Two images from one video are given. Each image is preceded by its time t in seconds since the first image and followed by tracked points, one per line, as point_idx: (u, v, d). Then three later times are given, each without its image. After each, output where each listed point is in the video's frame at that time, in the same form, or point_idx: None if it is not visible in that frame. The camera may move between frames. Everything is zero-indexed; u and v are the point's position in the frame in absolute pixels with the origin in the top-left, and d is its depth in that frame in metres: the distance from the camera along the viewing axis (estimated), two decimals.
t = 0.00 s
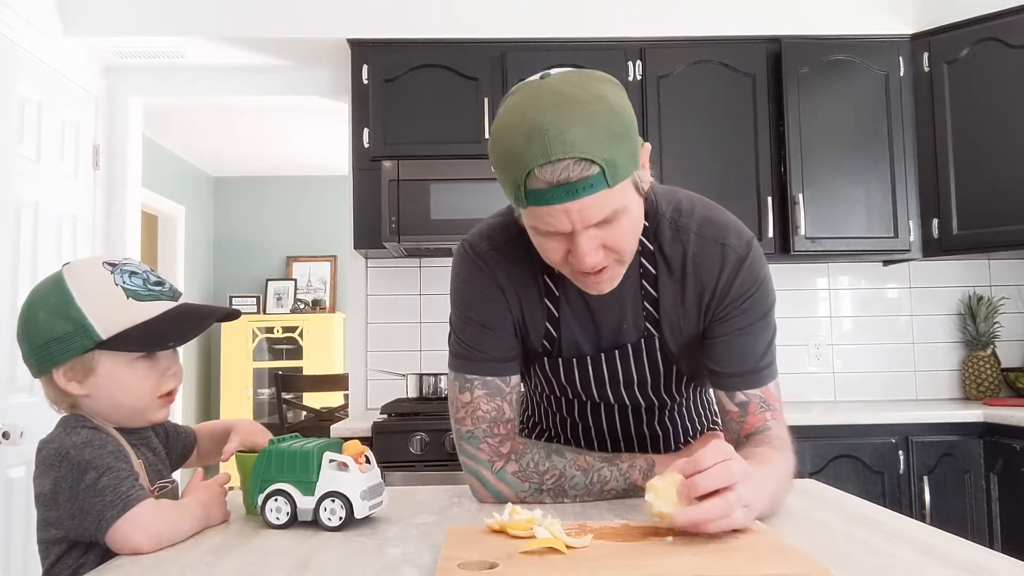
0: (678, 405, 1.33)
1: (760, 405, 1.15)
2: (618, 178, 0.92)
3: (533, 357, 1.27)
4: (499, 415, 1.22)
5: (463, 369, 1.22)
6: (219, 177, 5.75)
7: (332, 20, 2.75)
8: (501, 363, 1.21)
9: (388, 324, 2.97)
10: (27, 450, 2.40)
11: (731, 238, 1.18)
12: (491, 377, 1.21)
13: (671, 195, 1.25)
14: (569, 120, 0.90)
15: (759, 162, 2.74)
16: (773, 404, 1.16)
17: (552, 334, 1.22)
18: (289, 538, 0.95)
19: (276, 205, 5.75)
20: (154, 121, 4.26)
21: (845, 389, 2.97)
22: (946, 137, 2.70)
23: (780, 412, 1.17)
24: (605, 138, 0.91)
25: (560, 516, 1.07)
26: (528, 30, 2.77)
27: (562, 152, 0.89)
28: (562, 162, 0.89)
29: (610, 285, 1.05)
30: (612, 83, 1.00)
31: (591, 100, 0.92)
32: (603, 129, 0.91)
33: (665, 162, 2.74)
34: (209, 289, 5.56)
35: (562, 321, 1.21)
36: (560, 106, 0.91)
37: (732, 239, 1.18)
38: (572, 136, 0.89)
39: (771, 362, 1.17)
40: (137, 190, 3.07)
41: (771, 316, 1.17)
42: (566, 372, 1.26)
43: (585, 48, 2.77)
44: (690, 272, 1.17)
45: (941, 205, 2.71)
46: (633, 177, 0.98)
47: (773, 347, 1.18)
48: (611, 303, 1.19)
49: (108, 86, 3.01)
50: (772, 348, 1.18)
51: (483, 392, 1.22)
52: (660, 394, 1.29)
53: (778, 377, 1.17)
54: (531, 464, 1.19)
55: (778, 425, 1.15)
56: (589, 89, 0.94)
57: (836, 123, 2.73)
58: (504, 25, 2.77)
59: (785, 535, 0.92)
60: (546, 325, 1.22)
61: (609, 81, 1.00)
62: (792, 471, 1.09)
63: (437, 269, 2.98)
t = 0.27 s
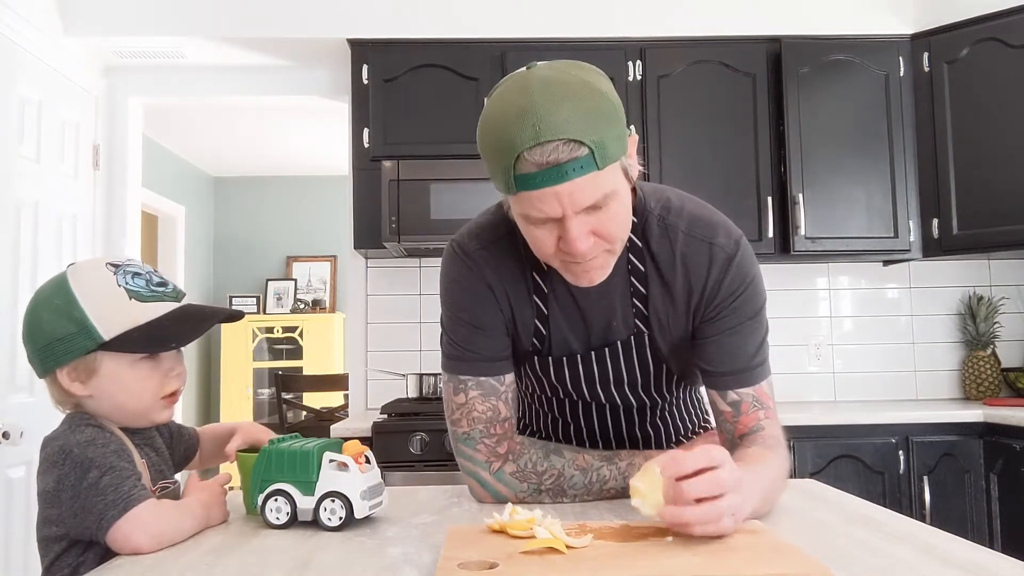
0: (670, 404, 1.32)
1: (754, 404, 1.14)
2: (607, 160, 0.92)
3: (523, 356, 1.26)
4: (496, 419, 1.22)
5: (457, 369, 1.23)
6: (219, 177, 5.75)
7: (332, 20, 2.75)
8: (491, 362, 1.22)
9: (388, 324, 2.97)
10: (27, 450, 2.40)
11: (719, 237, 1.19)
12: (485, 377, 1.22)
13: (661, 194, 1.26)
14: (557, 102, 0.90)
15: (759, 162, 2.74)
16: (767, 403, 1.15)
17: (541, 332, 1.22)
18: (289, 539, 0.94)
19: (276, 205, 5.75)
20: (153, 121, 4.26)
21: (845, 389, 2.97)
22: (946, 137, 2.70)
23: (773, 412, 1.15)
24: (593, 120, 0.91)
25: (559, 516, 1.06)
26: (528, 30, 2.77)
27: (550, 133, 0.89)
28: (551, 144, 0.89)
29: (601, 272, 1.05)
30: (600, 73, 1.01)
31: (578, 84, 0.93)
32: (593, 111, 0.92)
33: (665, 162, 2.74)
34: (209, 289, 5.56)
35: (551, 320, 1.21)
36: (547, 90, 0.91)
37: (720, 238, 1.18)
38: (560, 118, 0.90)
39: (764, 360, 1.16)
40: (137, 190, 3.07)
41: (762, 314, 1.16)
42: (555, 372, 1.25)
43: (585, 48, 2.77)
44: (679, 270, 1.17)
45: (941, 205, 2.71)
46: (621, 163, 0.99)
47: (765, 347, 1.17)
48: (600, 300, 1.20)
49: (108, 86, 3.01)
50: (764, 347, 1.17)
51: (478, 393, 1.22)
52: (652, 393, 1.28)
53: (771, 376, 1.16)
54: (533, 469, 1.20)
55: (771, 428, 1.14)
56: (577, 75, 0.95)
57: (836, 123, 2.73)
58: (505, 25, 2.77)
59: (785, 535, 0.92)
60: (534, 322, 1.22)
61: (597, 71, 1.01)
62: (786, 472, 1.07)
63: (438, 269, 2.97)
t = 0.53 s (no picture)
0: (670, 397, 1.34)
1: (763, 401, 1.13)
2: (634, 142, 0.91)
3: (526, 344, 1.27)
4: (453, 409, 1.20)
5: (434, 363, 1.22)
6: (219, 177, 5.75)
7: (332, 20, 2.75)
8: (476, 356, 1.21)
9: (388, 324, 2.97)
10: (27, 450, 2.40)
11: (730, 235, 1.17)
12: (460, 367, 1.22)
13: (673, 188, 1.25)
14: (587, 82, 0.89)
15: (759, 162, 2.74)
16: (778, 402, 1.13)
17: (544, 318, 1.23)
18: (289, 539, 0.94)
19: (276, 205, 5.75)
20: (153, 121, 4.26)
21: (845, 389, 2.97)
22: (946, 137, 2.70)
23: (783, 412, 1.13)
24: (622, 100, 0.90)
25: (560, 516, 1.06)
26: (528, 30, 2.77)
27: (578, 112, 0.88)
28: (580, 123, 0.88)
29: (624, 260, 1.05)
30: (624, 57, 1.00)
31: (604, 64, 0.92)
32: (622, 91, 0.91)
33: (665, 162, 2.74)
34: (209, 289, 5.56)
35: (556, 307, 1.23)
36: (575, 70, 0.90)
37: (732, 235, 1.17)
38: (589, 96, 0.88)
39: (774, 357, 1.15)
40: (137, 190, 3.07)
41: (772, 313, 1.16)
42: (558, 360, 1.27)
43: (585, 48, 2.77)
44: (688, 265, 1.17)
45: (941, 206, 2.71)
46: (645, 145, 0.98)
47: (776, 344, 1.16)
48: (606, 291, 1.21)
49: (108, 86, 3.01)
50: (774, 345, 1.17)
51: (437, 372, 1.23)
52: (654, 386, 1.31)
53: (781, 374, 1.15)
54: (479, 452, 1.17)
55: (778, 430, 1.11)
56: (603, 55, 0.94)
57: (835, 123, 2.73)
58: (505, 25, 2.77)
59: (784, 535, 0.92)
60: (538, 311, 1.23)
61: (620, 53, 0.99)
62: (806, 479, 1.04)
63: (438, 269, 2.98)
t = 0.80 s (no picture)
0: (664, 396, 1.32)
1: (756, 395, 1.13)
2: (621, 131, 0.92)
3: (519, 335, 1.28)
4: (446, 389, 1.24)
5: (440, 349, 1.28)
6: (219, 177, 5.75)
7: (332, 20, 2.75)
8: (481, 345, 1.27)
9: (388, 324, 2.97)
10: (27, 449, 2.40)
11: (722, 231, 1.18)
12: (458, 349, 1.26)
13: (666, 183, 1.25)
14: (570, 73, 0.89)
15: (759, 162, 2.74)
16: (771, 399, 1.14)
17: (536, 307, 1.24)
18: (289, 539, 0.94)
19: (276, 205, 5.75)
20: (153, 121, 4.26)
21: (845, 389, 2.97)
22: (946, 137, 2.70)
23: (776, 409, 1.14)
24: (607, 89, 0.91)
25: (559, 516, 1.06)
26: (528, 30, 2.77)
27: (562, 102, 0.88)
28: (564, 114, 0.88)
29: (615, 250, 1.05)
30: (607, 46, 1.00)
31: (586, 53, 0.92)
32: (606, 80, 0.91)
33: (665, 163, 2.74)
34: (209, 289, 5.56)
35: (547, 298, 1.24)
36: (555, 60, 0.90)
37: (724, 231, 1.18)
38: (571, 86, 0.89)
39: (768, 353, 1.16)
40: (137, 190, 3.07)
41: (765, 311, 1.17)
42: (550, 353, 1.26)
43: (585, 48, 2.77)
44: (679, 259, 1.18)
45: (941, 206, 2.71)
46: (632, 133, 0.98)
47: (769, 342, 1.17)
48: (598, 281, 1.21)
49: (108, 86, 3.01)
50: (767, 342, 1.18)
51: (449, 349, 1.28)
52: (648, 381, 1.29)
53: (774, 372, 1.16)
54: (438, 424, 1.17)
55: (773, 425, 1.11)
56: (582, 46, 0.94)
57: (835, 123, 2.73)
58: (504, 25, 2.77)
59: (784, 535, 0.92)
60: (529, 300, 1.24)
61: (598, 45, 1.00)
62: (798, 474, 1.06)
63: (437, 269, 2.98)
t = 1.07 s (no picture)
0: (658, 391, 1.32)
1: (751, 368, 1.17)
2: (580, 143, 0.91)
3: (505, 340, 1.27)
4: (460, 410, 1.23)
5: (438, 364, 1.25)
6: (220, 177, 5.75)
7: (332, 20, 2.75)
8: (472, 351, 1.24)
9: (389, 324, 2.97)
10: (27, 450, 2.40)
11: (695, 207, 1.18)
12: (459, 363, 1.24)
13: (635, 168, 1.25)
14: (523, 90, 0.87)
15: (759, 162, 2.74)
16: (763, 364, 1.18)
17: (519, 311, 1.23)
18: (289, 539, 0.95)
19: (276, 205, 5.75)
20: (153, 121, 4.26)
21: (845, 389, 2.97)
22: (946, 137, 2.70)
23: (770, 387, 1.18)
24: (564, 103, 0.89)
25: (559, 516, 1.06)
26: (528, 30, 2.77)
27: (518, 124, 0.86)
28: (520, 135, 0.87)
29: (585, 254, 1.04)
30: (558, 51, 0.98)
31: (538, 67, 0.90)
32: (561, 94, 0.89)
33: (665, 163, 2.74)
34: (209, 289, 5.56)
35: (529, 298, 1.22)
36: (507, 78, 0.88)
37: (696, 207, 1.18)
38: (525, 106, 0.87)
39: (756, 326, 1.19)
40: (137, 190, 3.07)
41: (746, 280, 1.18)
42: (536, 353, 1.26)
43: (585, 48, 2.77)
44: (657, 242, 1.18)
45: (941, 206, 2.71)
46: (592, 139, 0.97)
47: (754, 309, 1.19)
48: (580, 278, 1.20)
49: (108, 86, 3.01)
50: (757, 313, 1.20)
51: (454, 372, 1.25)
52: (639, 374, 1.29)
53: (763, 337, 1.19)
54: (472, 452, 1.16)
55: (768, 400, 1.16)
56: (535, 56, 0.92)
57: (835, 123, 2.73)
58: (504, 25, 2.77)
59: (783, 535, 0.92)
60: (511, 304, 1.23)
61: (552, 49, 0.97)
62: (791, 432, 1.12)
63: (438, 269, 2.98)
